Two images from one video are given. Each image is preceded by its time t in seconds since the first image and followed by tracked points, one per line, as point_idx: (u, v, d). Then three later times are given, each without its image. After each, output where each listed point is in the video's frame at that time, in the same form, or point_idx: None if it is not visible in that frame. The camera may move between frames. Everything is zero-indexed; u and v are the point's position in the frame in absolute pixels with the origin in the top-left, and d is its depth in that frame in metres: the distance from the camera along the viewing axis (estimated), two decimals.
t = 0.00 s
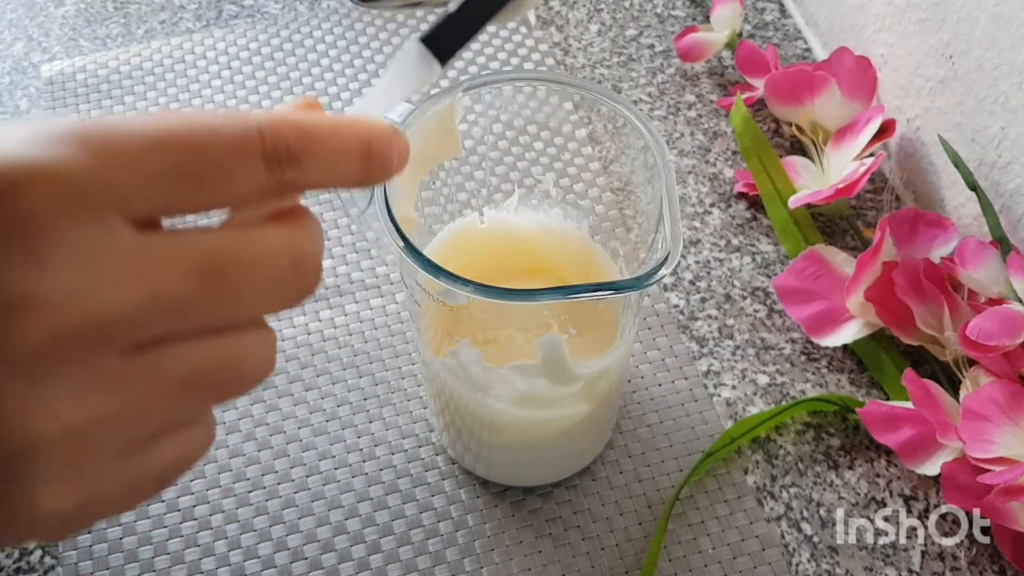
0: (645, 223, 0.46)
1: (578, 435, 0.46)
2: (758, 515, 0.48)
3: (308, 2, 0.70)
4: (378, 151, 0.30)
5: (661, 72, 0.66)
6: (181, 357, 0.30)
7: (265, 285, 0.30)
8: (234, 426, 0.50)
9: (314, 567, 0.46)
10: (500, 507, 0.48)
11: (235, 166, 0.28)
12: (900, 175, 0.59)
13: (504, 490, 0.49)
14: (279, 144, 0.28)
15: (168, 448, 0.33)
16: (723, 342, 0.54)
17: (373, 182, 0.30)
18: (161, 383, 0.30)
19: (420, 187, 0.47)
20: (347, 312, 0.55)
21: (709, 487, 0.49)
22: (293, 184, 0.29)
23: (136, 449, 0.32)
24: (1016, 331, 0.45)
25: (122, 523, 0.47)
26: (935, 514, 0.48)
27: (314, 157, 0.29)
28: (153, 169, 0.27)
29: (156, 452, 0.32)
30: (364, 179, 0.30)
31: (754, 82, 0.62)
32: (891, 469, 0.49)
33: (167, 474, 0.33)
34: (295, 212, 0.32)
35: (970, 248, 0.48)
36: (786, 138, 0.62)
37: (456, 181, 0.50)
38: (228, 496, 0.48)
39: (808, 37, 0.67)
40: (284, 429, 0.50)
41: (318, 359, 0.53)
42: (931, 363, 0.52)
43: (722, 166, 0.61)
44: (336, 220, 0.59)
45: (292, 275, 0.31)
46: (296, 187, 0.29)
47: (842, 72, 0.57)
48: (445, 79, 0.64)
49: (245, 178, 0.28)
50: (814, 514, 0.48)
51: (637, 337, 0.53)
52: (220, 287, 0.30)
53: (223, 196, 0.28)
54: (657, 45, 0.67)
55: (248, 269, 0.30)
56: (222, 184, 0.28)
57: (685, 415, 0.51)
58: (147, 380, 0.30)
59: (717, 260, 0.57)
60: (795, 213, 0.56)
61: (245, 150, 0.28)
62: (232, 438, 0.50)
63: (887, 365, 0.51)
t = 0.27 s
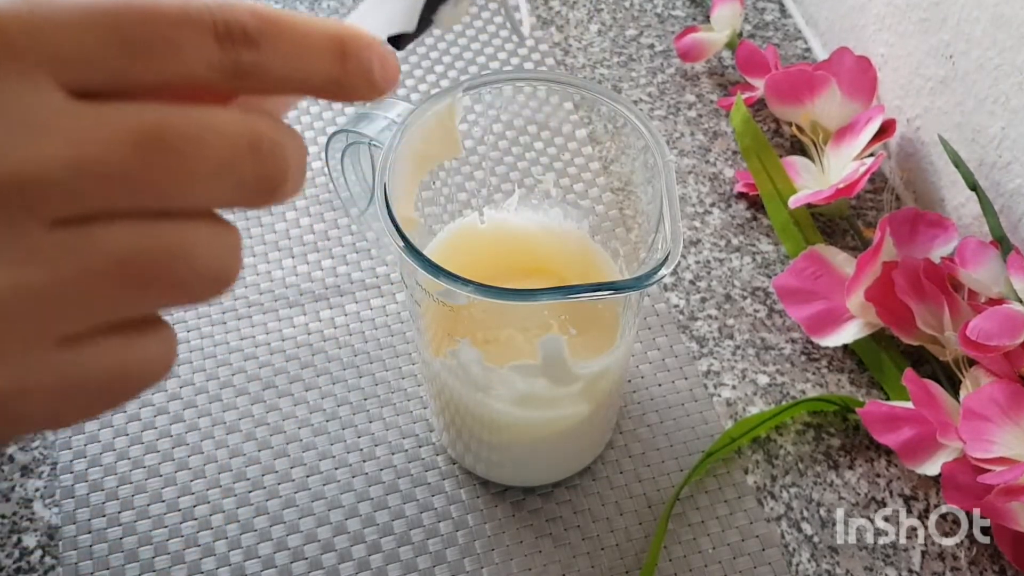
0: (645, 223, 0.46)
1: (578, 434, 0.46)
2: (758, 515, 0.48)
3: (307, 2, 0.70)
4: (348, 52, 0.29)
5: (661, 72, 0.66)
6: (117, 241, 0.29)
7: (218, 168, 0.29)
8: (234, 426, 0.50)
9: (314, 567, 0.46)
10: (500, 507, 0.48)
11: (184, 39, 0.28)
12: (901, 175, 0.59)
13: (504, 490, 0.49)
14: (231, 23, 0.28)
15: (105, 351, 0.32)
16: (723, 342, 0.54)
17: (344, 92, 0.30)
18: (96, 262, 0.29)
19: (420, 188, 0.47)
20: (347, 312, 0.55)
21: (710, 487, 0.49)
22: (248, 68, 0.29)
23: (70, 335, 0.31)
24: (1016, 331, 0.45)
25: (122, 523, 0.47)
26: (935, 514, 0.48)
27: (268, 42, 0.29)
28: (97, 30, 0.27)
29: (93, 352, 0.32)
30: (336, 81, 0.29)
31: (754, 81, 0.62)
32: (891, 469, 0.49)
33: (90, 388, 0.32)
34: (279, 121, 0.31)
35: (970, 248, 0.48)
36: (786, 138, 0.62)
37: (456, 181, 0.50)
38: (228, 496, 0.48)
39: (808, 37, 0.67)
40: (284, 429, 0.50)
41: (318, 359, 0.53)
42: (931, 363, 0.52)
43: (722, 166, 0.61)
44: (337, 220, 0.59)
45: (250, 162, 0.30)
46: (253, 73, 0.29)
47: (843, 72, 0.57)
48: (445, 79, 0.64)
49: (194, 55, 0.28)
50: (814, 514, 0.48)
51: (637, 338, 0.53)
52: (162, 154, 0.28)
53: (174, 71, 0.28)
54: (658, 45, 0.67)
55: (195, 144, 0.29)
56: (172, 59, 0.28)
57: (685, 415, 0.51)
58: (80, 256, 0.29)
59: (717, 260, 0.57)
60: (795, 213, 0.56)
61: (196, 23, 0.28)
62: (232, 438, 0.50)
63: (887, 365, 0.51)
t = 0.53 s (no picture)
0: (645, 223, 0.46)
1: (577, 435, 0.46)
2: (758, 515, 0.48)
3: (308, 3, 0.70)
4: (296, 125, 0.30)
5: (662, 72, 0.66)
6: (65, 323, 0.27)
7: (155, 244, 0.27)
8: (234, 426, 0.50)
9: (314, 567, 0.46)
10: (500, 507, 0.48)
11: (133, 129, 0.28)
12: (900, 175, 0.59)
13: (503, 490, 0.49)
14: (180, 112, 0.29)
15: (70, 425, 0.29)
16: (723, 342, 0.54)
17: (299, 163, 0.30)
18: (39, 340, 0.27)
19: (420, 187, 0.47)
20: (347, 312, 0.55)
21: (709, 487, 0.49)
22: (201, 152, 0.29)
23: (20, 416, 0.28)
24: (1017, 331, 0.45)
25: (122, 523, 0.47)
26: (935, 514, 0.48)
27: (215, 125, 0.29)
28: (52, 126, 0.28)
29: (72, 418, 0.29)
30: (287, 156, 0.30)
31: (754, 81, 0.62)
32: (891, 469, 0.49)
33: (70, 454, 0.29)
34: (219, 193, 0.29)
35: (970, 248, 0.48)
36: (786, 138, 0.62)
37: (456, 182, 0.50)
38: (227, 495, 0.48)
39: (808, 37, 0.67)
40: (283, 429, 0.50)
41: (318, 359, 0.53)
42: (931, 363, 0.52)
43: (722, 166, 0.61)
44: (337, 220, 0.59)
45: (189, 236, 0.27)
46: (207, 157, 0.29)
47: (843, 72, 0.57)
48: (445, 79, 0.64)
49: (148, 144, 0.29)
50: (814, 514, 0.48)
51: (637, 338, 0.53)
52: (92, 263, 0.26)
53: (127, 164, 0.28)
54: (658, 45, 0.67)
55: (139, 227, 0.27)
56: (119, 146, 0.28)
57: (685, 415, 0.51)
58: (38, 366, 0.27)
59: (717, 260, 0.57)
60: (795, 213, 0.56)
61: (147, 116, 0.29)
62: (232, 438, 0.50)
63: (887, 364, 0.51)
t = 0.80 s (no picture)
0: (645, 223, 0.46)
1: (578, 435, 0.46)
2: (758, 515, 0.48)
3: (308, 3, 0.70)
4: (311, 243, 0.35)
5: (662, 72, 0.66)
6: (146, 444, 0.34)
7: (216, 369, 0.34)
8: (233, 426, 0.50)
9: (314, 567, 0.46)
10: (500, 507, 0.48)
11: (183, 277, 0.35)
12: (901, 175, 0.59)
13: (503, 490, 0.49)
14: (216, 258, 0.35)
15: (164, 527, 0.35)
16: (723, 342, 0.54)
17: (319, 273, 0.35)
18: (126, 463, 0.33)
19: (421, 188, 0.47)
20: (347, 312, 0.55)
21: (709, 487, 0.49)
22: (240, 288, 0.35)
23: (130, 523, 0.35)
24: (1017, 331, 0.45)
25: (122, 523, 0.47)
26: (935, 513, 0.48)
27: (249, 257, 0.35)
28: (124, 291, 0.35)
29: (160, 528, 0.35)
30: (309, 269, 0.35)
31: (754, 82, 0.62)
32: (891, 469, 0.49)
33: (150, 549, 0.35)
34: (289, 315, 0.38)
35: (970, 248, 0.48)
36: (786, 138, 0.62)
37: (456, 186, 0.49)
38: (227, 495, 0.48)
39: (808, 37, 0.67)
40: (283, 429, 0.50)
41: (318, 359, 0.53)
42: (931, 363, 0.51)
43: (722, 166, 0.61)
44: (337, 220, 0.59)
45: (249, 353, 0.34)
46: (245, 289, 0.35)
47: (843, 72, 0.57)
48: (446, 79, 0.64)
49: (195, 288, 0.35)
50: (814, 514, 0.48)
51: (637, 338, 0.53)
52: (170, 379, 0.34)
53: (179, 306, 0.35)
54: (658, 45, 0.67)
55: (201, 359, 0.34)
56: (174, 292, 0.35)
57: (685, 415, 0.51)
58: (117, 464, 0.33)
59: (717, 260, 0.57)
60: (795, 213, 0.56)
61: (191, 267, 0.35)
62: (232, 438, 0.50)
63: (887, 364, 0.51)
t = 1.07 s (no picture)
0: (645, 223, 0.46)
1: (578, 435, 0.46)
2: (758, 515, 0.48)
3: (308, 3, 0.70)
4: (320, 248, 0.33)
5: (662, 72, 0.66)
6: (180, 477, 0.34)
7: (231, 396, 0.33)
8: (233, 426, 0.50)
9: (314, 567, 0.46)
10: (500, 507, 0.48)
11: (191, 302, 0.34)
12: (901, 175, 0.58)
13: (503, 490, 0.49)
14: (225, 277, 0.33)
15: (206, 545, 0.38)
16: (723, 342, 0.54)
17: (333, 277, 0.34)
18: (161, 497, 0.34)
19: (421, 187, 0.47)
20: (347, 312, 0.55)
21: (710, 487, 0.49)
22: (253, 305, 0.34)
23: (173, 545, 0.37)
24: (1017, 331, 0.45)
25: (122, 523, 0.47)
26: (935, 513, 0.48)
27: (258, 272, 0.33)
28: (135, 325, 0.34)
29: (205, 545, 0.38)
30: (322, 274, 0.33)
31: (754, 81, 0.62)
32: (891, 468, 0.49)
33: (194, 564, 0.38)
34: (304, 327, 0.36)
35: (970, 248, 0.48)
36: (786, 138, 0.62)
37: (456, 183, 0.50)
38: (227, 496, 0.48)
39: (808, 37, 0.67)
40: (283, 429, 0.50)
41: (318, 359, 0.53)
42: (931, 363, 0.52)
43: (722, 166, 0.61)
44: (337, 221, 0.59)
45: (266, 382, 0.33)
46: (257, 305, 0.34)
47: (843, 72, 0.57)
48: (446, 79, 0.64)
49: (208, 312, 0.34)
50: (814, 514, 0.48)
51: (637, 338, 0.53)
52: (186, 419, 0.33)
53: (192, 330, 0.34)
54: (658, 45, 0.67)
55: (216, 388, 0.33)
56: (185, 317, 0.33)
57: (685, 415, 0.51)
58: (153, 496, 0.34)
59: (717, 260, 0.57)
60: (795, 213, 0.56)
61: (202, 288, 0.33)
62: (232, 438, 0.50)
63: (887, 364, 0.51)
